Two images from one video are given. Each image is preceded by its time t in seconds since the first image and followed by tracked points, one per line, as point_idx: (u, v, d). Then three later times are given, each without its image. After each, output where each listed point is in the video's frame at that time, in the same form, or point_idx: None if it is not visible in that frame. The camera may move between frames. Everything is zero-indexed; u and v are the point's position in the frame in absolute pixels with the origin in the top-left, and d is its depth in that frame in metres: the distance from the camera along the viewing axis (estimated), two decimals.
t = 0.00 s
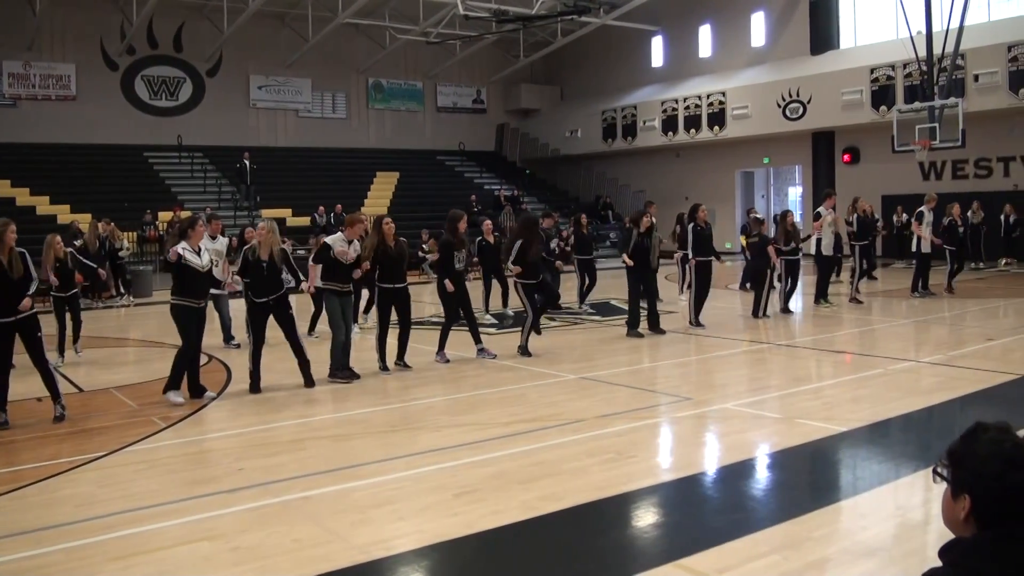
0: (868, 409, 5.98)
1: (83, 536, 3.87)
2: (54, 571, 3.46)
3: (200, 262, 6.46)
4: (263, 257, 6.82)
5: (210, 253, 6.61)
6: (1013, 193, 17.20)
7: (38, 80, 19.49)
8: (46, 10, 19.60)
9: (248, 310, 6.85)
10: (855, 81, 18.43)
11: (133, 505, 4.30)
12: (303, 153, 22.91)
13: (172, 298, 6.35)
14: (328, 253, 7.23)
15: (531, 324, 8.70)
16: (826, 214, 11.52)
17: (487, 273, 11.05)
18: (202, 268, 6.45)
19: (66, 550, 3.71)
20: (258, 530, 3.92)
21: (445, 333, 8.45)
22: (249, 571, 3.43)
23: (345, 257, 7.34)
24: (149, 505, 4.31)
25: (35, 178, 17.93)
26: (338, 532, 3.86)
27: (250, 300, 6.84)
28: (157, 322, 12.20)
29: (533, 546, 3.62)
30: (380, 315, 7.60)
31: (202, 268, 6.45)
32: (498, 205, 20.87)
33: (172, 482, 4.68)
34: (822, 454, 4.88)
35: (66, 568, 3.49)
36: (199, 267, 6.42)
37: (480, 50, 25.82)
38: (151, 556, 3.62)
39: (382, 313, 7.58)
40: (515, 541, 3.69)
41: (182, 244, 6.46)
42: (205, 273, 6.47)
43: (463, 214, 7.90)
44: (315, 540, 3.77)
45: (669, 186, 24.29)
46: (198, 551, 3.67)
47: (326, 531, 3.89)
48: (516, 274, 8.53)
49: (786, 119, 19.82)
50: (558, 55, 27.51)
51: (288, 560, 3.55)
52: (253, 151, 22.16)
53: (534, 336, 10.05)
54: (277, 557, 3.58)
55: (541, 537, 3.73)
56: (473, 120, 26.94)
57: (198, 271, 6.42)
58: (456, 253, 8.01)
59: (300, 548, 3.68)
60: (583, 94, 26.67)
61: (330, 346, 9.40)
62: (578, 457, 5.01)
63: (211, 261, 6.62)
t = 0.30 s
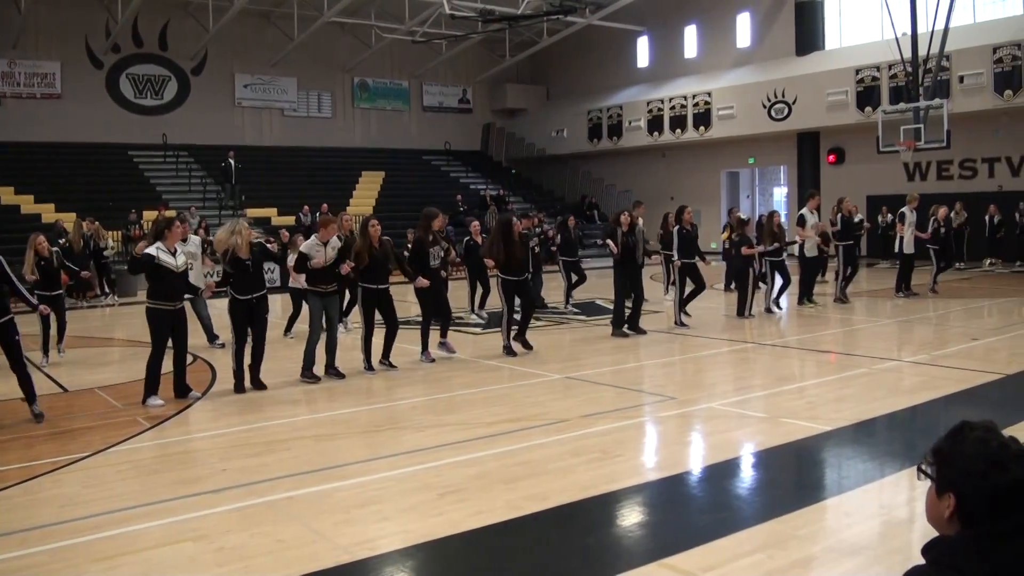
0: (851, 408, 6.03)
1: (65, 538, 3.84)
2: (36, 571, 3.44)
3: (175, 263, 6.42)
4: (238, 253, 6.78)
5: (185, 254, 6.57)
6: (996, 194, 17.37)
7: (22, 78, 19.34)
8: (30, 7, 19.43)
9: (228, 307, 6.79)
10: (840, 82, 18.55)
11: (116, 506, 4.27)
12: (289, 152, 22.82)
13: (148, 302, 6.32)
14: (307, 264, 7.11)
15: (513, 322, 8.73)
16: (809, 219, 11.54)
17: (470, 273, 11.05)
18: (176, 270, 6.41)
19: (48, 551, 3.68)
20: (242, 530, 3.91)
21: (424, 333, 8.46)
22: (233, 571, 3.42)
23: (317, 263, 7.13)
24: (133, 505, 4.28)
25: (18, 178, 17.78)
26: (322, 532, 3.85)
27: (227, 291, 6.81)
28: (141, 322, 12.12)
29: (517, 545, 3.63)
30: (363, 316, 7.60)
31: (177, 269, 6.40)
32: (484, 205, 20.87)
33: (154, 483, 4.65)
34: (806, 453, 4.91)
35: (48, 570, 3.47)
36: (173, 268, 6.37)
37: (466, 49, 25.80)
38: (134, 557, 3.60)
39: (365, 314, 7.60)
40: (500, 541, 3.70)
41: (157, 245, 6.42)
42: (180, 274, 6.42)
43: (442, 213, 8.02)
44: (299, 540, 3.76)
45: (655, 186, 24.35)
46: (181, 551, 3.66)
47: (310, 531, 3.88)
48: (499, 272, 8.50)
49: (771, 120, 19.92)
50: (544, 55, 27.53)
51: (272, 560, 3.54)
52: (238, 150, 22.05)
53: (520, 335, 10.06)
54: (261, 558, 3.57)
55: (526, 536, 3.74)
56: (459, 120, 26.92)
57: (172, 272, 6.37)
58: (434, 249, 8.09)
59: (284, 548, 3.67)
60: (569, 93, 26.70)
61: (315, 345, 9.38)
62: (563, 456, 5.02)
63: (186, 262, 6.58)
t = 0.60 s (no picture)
0: (842, 408, 6.06)
1: (53, 536, 3.82)
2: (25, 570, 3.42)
3: (156, 260, 6.38)
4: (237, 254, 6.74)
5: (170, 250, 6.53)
6: (986, 194, 17.47)
7: (11, 74, 19.24)
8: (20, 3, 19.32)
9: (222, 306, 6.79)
10: (830, 83, 18.62)
11: (104, 504, 4.26)
12: (279, 149, 22.75)
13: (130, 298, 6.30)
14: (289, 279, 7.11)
15: (503, 321, 8.70)
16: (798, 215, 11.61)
17: (462, 270, 11.04)
18: (157, 266, 6.37)
19: (37, 549, 3.67)
20: (232, 528, 3.90)
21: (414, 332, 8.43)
22: (223, 570, 3.41)
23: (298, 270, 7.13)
24: (123, 503, 4.27)
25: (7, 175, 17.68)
26: (313, 531, 3.85)
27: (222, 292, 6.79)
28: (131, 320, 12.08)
29: (508, 544, 3.63)
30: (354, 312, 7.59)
31: (157, 266, 6.37)
32: (475, 204, 20.87)
33: (144, 482, 4.63)
34: (796, 453, 4.93)
35: (36, 568, 3.45)
36: (153, 264, 6.34)
37: (457, 48, 25.76)
38: (124, 555, 3.59)
39: (358, 309, 7.58)
40: (490, 539, 3.69)
41: (139, 240, 6.39)
42: (161, 270, 6.39)
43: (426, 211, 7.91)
44: (289, 539, 3.76)
45: (646, 185, 24.38)
46: (170, 549, 3.65)
47: (301, 529, 3.87)
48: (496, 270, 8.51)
49: (762, 119, 19.99)
50: (535, 54, 27.54)
51: (262, 558, 3.53)
52: (228, 148, 21.97)
53: (511, 334, 10.06)
54: (251, 556, 3.56)
55: (516, 535, 3.74)
56: (450, 118, 26.88)
57: (152, 268, 6.34)
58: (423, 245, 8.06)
59: (274, 547, 3.66)
60: (560, 92, 26.72)
61: (305, 344, 9.36)
62: (554, 455, 5.03)
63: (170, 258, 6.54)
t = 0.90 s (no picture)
0: (840, 408, 6.07)
1: (51, 531, 3.82)
2: (23, 566, 3.42)
3: (157, 257, 6.37)
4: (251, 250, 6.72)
5: (171, 246, 6.53)
6: (985, 195, 17.48)
7: (10, 70, 19.21)
8: None
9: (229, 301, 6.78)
10: (830, 83, 18.62)
11: (102, 500, 4.25)
12: (278, 146, 22.72)
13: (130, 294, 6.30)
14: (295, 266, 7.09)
15: (507, 319, 8.68)
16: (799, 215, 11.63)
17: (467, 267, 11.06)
18: (158, 263, 6.37)
19: (34, 545, 3.67)
20: (230, 525, 3.90)
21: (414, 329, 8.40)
22: (220, 567, 3.41)
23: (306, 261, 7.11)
24: (121, 499, 4.27)
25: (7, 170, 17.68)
26: (311, 528, 3.85)
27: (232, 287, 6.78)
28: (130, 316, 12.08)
29: (506, 543, 3.63)
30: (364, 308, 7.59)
31: (158, 263, 6.36)
32: (474, 201, 20.87)
33: (141, 478, 4.63)
34: (794, 453, 4.93)
35: (33, 563, 3.45)
36: (152, 261, 6.33)
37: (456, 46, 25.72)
38: (121, 550, 3.59)
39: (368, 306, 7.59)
40: (487, 538, 3.69)
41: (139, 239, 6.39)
42: (161, 267, 6.38)
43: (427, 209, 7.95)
44: (287, 536, 3.76)
45: (645, 184, 24.37)
46: (168, 545, 3.65)
47: (298, 526, 3.88)
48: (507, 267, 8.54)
49: (761, 119, 19.99)
50: (535, 52, 27.51)
51: (260, 555, 3.53)
52: (227, 144, 21.94)
53: (510, 332, 10.06)
54: (249, 553, 3.57)
55: (514, 534, 3.74)
56: (450, 116, 26.86)
57: (153, 266, 6.33)
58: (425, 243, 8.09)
59: (272, 543, 3.67)
60: (559, 91, 26.71)
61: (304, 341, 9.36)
62: (552, 453, 5.03)
63: (172, 254, 6.54)
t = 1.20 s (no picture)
0: (842, 406, 6.06)
1: (53, 528, 3.83)
2: (24, 562, 3.43)
3: (168, 254, 6.37)
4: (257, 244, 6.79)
5: (180, 243, 6.52)
6: (986, 194, 17.47)
7: (12, 67, 19.21)
8: None
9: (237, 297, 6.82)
10: (831, 81, 18.60)
11: (104, 497, 4.26)
12: (279, 143, 22.72)
13: (142, 291, 6.31)
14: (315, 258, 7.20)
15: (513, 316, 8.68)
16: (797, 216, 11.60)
17: (472, 264, 11.04)
18: (170, 261, 6.37)
19: (36, 541, 3.67)
20: (230, 521, 3.91)
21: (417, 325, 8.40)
22: (220, 564, 3.41)
23: (327, 254, 7.20)
24: (124, 496, 4.28)
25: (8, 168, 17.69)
26: (311, 525, 3.86)
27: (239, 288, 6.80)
28: (131, 313, 12.07)
29: (506, 540, 3.63)
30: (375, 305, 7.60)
31: (170, 260, 6.36)
32: (475, 199, 20.88)
33: (143, 474, 4.64)
34: (795, 452, 4.93)
35: (35, 560, 3.46)
36: (167, 259, 6.33)
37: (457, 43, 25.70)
38: (122, 547, 3.60)
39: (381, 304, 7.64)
40: (486, 536, 3.70)
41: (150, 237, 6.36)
42: (174, 264, 6.39)
43: (436, 206, 7.92)
44: (288, 532, 3.76)
45: (646, 181, 24.37)
46: (168, 542, 3.66)
47: (299, 523, 3.88)
48: (515, 264, 8.54)
49: (762, 118, 19.98)
50: (537, 49, 27.49)
51: (260, 552, 3.54)
52: (228, 141, 21.94)
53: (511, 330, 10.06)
54: (249, 550, 3.57)
55: (513, 532, 3.74)
56: (451, 114, 26.84)
57: (165, 264, 6.34)
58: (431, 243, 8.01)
59: (272, 541, 3.67)
60: (561, 88, 26.69)
61: (305, 338, 9.36)
62: (553, 451, 5.04)
63: (182, 250, 6.54)
